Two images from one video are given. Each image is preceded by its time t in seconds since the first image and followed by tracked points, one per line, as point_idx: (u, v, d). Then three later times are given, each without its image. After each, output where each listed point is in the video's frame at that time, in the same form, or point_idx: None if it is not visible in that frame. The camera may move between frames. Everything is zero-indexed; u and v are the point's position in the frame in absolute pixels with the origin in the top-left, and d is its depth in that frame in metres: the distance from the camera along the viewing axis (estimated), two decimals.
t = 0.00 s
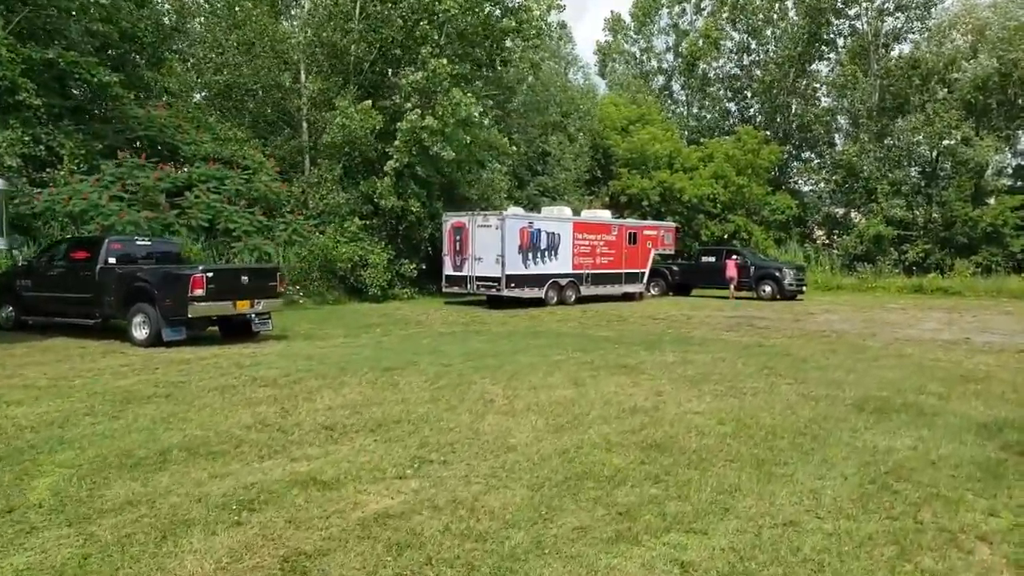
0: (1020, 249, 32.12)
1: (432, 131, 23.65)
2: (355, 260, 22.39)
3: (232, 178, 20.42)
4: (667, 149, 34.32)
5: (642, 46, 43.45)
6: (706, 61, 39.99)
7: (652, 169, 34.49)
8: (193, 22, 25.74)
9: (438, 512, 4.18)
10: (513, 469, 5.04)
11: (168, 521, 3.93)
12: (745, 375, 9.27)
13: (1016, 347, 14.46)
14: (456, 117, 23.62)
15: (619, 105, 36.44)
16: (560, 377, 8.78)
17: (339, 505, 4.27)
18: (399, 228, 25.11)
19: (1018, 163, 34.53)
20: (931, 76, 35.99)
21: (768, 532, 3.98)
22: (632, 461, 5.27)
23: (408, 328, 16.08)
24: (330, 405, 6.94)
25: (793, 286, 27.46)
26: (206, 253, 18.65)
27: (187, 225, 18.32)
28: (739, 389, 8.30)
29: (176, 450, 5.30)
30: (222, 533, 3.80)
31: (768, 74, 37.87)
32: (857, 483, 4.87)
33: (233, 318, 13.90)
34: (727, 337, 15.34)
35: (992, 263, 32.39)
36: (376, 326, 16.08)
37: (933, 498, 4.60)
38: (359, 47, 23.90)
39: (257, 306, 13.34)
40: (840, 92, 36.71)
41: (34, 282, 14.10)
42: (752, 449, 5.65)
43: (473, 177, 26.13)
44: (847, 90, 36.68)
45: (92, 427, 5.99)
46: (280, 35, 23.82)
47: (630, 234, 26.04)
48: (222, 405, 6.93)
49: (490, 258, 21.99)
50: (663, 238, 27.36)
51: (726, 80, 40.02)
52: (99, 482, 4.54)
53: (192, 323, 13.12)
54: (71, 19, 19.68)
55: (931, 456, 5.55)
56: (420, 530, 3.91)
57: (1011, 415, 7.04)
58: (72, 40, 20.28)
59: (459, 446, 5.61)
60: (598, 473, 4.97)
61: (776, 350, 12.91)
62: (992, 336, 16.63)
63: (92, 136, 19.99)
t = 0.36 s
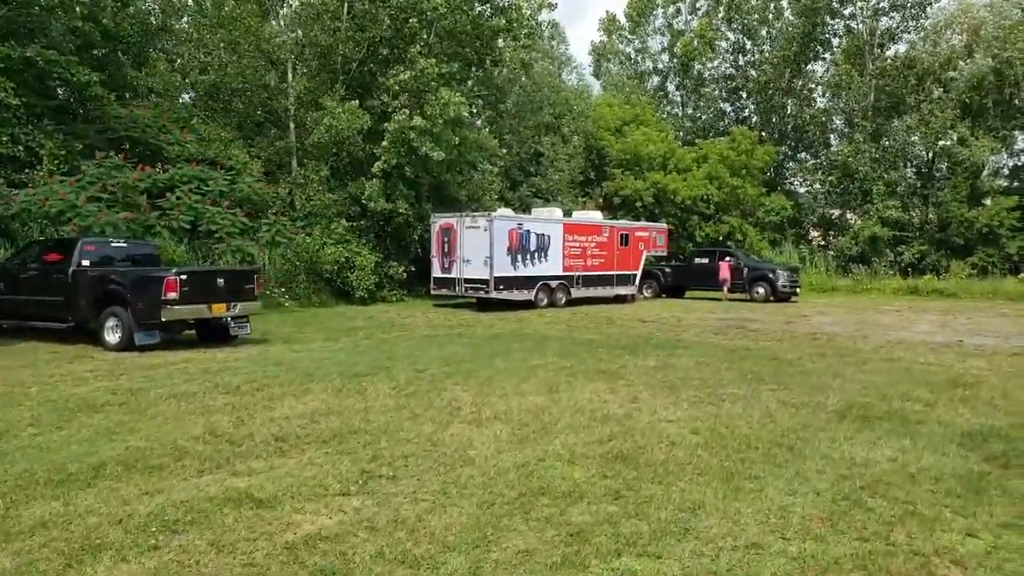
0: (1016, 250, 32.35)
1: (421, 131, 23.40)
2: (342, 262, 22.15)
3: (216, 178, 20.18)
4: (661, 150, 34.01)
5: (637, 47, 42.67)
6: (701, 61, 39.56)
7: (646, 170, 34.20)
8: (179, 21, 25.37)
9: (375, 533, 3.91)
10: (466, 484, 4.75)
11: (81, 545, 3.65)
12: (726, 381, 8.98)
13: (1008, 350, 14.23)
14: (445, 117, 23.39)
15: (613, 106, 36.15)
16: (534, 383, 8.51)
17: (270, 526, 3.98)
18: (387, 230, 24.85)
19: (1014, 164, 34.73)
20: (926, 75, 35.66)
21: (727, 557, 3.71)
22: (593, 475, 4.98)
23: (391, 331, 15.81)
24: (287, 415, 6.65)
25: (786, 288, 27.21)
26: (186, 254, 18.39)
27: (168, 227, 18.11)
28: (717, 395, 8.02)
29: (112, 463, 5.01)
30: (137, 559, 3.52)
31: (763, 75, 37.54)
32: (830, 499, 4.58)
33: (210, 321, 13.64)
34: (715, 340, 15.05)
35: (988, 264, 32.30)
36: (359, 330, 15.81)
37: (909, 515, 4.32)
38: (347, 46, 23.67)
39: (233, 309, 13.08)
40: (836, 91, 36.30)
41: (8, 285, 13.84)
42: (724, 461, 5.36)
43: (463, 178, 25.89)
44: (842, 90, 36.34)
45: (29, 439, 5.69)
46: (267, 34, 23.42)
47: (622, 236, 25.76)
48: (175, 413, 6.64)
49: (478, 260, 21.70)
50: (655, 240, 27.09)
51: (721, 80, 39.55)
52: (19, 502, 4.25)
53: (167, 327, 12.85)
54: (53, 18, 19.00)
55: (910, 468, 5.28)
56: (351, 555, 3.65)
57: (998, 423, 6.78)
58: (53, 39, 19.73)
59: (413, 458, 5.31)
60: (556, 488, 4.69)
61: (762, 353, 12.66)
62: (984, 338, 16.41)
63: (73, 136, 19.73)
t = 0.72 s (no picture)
0: (1015, 250, 31.89)
1: (410, 127, 23.06)
2: (328, 260, 21.90)
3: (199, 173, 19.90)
4: (656, 148, 33.65)
5: (633, 44, 42.35)
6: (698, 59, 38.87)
7: (641, 168, 33.86)
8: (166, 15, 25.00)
9: (310, 551, 3.58)
10: (419, 495, 4.41)
11: None
12: (714, 382, 8.65)
13: (1005, 351, 13.91)
14: (435, 113, 23.05)
15: (608, 103, 35.93)
16: (513, 384, 8.17)
17: (196, 542, 3.65)
18: (377, 227, 24.52)
19: (1013, 163, 34.37)
20: (925, 74, 35.42)
21: None
22: (559, 485, 4.65)
23: (375, 330, 15.49)
24: (245, 419, 6.33)
25: (782, 288, 26.89)
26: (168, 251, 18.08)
27: (151, 223, 17.82)
28: (700, 398, 7.71)
29: (43, 471, 4.67)
30: None
31: (760, 73, 37.11)
32: (810, 512, 4.26)
33: (186, 320, 13.35)
34: (705, 340, 14.72)
35: (986, 264, 32.03)
36: (342, 329, 15.49)
37: (894, 531, 3.99)
38: (336, 40, 23.42)
39: (210, 307, 12.80)
40: (833, 89, 35.99)
41: None
42: (701, 470, 5.04)
43: (454, 176, 25.57)
44: (840, 88, 35.99)
45: None
46: (256, 27, 22.98)
47: (615, 234, 25.42)
48: (127, 415, 6.32)
49: (468, 258, 21.33)
50: (649, 238, 26.76)
51: (717, 78, 38.90)
52: None
53: (141, 325, 12.54)
54: (34, 10, 19.06)
55: (898, 477, 4.95)
56: None
57: (995, 429, 6.43)
58: (35, 31, 19.30)
59: (369, 466, 4.98)
60: (516, 500, 4.35)
61: (753, 354, 12.34)
62: (981, 339, 16.10)
63: (56, 130, 19.41)
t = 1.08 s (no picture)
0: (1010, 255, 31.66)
1: (398, 133, 22.80)
2: (313, 268, 21.61)
3: (180, 180, 19.61)
4: (648, 153, 33.37)
5: (626, 50, 41.90)
6: (691, 65, 38.50)
7: (634, 174, 33.59)
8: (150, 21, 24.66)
9: None
10: (358, 525, 4.07)
11: None
12: (695, 395, 8.30)
13: (997, 358, 13.63)
14: (423, 118, 22.76)
15: (601, 109, 35.68)
16: (483, 397, 7.83)
17: None
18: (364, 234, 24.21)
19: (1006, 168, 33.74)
20: (917, 78, 35.21)
21: None
22: (512, 513, 4.31)
23: (356, 339, 15.14)
24: (193, 437, 5.98)
25: (775, 294, 26.58)
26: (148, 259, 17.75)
27: (130, 230, 17.49)
28: (679, 412, 7.37)
29: None
30: None
31: (753, 78, 36.84)
32: (780, 543, 3.92)
33: (160, 329, 12.98)
34: (693, 348, 14.39)
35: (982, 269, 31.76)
36: (322, 338, 15.16)
37: (869, 566, 3.66)
38: (322, 45, 23.06)
39: (183, 317, 12.42)
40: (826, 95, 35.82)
41: None
42: (668, 495, 4.69)
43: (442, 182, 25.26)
44: (832, 92, 35.93)
45: None
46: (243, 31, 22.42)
47: (606, 240, 25.10)
48: (68, 435, 5.97)
49: (456, 265, 20.97)
50: (640, 244, 26.45)
51: (711, 84, 38.69)
52: None
53: (112, 335, 12.18)
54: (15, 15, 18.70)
55: (879, 501, 4.62)
56: None
57: (985, 445, 6.10)
58: (14, 36, 18.93)
59: (312, 491, 4.63)
60: (461, 531, 4.01)
61: (740, 363, 12.03)
62: (975, 346, 15.80)
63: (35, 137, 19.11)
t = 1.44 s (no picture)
0: (1006, 263, 31.17)
1: (386, 138, 22.71)
2: (300, 275, 21.50)
3: (162, 186, 19.53)
4: (642, 160, 32.93)
5: (621, 56, 42.09)
6: (685, 71, 38.55)
7: (627, 180, 33.44)
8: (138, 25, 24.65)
9: None
10: (291, 550, 3.83)
11: None
12: (672, 406, 8.05)
13: (988, 367, 13.41)
14: (411, 124, 22.87)
15: (594, 115, 35.33)
16: (452, 408, 7.59)
17: None
18: (352, 241, 24.04)
19: (1000, 175, 33.47)
20: (912, 84, 35.60)
21: None
22: (459, 535, 4.06)
23: (338, 348, 14.92)
24: (141, 450, 5.76)
25: (768, 301, 26.30)
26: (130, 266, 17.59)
27: (111, 237, 17.38)
28: (653, 423, 7.17)
29: None
30: None
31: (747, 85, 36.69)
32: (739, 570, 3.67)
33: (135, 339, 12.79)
34: (680, 357, 14.15)
35: (976, 276, 31.44)
36: (304, 347, 14.97)
37: None
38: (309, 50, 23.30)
39: (158, 325, 12.20)
40: (820, 102, 35.49)
41: None
42: (627, 515, 4.44)
43: (432, 188, 25.13)
44: (827, 99, 35.45)
45: None
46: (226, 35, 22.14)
47: (597, 246, 24.86)
48: (11, 448, 5.75)
49: (443, 272, 20.68)
50: (631, 251, 26.21)
51: (705, 90, 38.35)
52: None
53: (84, 344, 11.97)
54: None
55: (849, 521, 4.37)
56: None
57: (965, 459, 5.87)
58: None
59: (251, 511, 4.38)
60: (399, 557, 3.77)
61: (724, 371, 11.83)
62: (968, 354, 15.52)
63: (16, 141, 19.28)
